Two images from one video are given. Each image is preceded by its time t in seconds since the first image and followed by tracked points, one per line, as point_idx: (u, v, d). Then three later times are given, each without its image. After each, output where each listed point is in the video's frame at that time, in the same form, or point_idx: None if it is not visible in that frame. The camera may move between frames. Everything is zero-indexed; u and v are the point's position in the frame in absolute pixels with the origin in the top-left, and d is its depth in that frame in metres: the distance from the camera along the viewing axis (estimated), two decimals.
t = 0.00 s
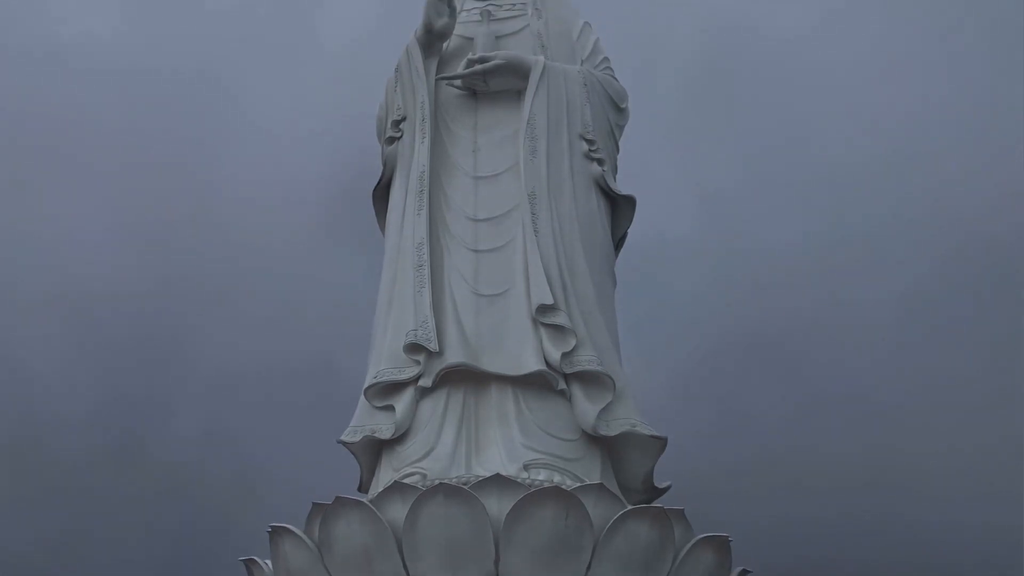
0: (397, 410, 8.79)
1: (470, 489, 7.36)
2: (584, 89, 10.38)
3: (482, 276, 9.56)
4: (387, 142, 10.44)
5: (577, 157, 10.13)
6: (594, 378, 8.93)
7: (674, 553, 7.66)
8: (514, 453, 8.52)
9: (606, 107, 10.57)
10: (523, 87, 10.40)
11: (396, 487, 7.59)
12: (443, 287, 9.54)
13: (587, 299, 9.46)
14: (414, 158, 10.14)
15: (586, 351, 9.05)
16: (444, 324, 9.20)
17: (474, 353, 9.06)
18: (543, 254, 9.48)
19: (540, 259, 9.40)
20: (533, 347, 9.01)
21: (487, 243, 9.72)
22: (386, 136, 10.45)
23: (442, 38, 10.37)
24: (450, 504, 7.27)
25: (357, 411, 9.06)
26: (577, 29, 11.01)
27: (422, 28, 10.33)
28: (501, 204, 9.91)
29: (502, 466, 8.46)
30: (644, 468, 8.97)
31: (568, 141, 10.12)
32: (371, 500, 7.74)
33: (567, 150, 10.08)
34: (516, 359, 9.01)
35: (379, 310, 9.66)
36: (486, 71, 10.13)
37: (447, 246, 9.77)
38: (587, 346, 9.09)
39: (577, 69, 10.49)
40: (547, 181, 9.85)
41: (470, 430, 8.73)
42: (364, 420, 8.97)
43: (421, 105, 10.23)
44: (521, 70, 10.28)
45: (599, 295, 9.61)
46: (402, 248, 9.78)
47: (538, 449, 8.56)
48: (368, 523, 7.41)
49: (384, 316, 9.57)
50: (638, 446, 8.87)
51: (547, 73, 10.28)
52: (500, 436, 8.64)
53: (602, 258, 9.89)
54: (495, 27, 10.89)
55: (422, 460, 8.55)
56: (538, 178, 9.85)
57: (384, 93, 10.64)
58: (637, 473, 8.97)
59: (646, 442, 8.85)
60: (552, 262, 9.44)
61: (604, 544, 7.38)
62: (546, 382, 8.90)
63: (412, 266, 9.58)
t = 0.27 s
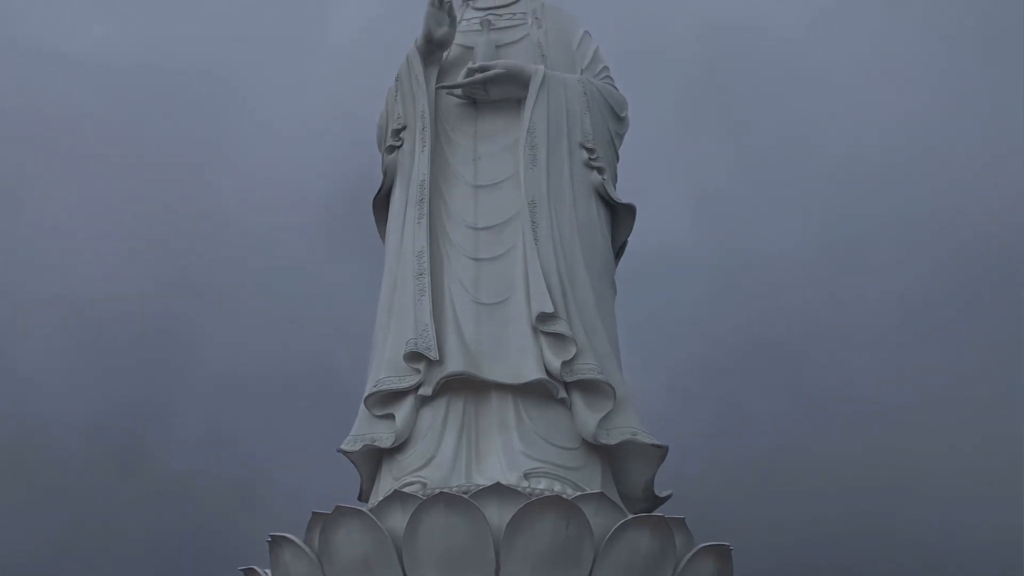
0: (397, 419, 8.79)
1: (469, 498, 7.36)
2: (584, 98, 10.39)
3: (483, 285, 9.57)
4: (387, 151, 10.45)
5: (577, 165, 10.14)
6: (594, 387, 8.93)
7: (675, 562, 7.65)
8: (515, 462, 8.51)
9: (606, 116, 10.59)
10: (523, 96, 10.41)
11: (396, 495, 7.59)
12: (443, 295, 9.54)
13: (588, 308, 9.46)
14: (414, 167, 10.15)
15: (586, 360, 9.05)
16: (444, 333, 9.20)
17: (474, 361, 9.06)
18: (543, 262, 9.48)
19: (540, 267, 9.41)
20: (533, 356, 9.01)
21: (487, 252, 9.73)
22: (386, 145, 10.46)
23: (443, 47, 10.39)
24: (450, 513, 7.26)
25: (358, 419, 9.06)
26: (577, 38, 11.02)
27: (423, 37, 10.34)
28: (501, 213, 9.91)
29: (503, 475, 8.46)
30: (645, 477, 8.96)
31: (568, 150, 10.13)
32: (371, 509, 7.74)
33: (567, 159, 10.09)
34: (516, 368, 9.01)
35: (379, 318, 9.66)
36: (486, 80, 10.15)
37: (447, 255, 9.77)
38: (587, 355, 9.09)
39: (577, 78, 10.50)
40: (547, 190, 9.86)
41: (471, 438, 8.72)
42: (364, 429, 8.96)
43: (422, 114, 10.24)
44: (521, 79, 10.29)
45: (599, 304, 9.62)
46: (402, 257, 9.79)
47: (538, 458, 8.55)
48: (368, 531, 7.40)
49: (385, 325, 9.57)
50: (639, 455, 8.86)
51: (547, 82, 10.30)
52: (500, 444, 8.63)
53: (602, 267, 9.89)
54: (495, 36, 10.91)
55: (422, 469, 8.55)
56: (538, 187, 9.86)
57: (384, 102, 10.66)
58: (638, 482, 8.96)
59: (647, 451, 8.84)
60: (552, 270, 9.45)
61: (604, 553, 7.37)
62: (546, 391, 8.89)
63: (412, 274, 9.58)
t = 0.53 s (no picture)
0: (397, 427, 8.79)
1: (470, 507, 7.35)
2: (584, 107, 10.40)
3: (483, 293, 9.57)
4: (388, 160, 10.46)
5: (577, 174, 10.15)
6: (594, 395, 8.92)
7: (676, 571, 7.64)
8: (515, 471, 8.51)
9: (606, 125, 10.60)
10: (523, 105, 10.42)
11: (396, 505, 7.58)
12: (443, 303, 9.54)
13: (588, 316, 9.45)
14: (414, 175, 10.16)
15: (587, 368, 9.04)
16: (444, 341, 9.20)
17: (474, 370, 9.06)
18: (543, 271, 9.48)
19: (540, 276, 9.41)
20: (533, 364, 9.01)
21: (488, 260, 9.73)
22: (387, 154, 10.47)
23: (443, 56, 10.40)
24: (450, 522, 7.25)
25: (358, 428, 9.05)
26: (577, 47, 11.04)
27: (423, 46, 10.36)
28: (502, 222, 9.92)
29: (503, 483, 8.45)
30: (646, 486, 8.95)
31: (568, 159, 10.14)
32: (371, 518, 7.73)
33: (568, 168, 10.10)
34: (516, 376, 9.00)
35: (380, 327, 9.65)
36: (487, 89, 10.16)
37: (447, 263, 9.77)
38: (587, 363, 9.09)
39: (577, 87, 10.51)
40: (548, 198, 9.87)
41: (471, 447, 8.72)
42: (364, 437, 8.96)
43: (422, 123, 10.25)
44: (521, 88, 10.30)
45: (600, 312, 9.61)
46: (402, 265, 9.79)
47: (539, 467, 8.55)
48: (368, 540, 7.39)
49: (385, 333, 9.57)
50: (640, 463, 8.86)
51: (547, 91, 10.31)
52: (501, 453, 8.63)
53: (603, 275, 9.89)
54: (495, 45, 10.93)
55: (422, 478, 8.54)
56: (538, 195, 9.87)
57: (385, 111, 10.67)
58: (639, 491, 8.95)
59: (648, 459, 8.83)
60: (552, 278, 9.45)
61: (605, 562, 7.36)
62: (547, 399, 8.89)
63: (413, 283, 9.58)
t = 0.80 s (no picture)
0: (398, 436, 8.79)
1: (470, 516, 7.34)
2: (584, 116, 10.42)
3: (483, 301, 9.57)
4: (388, 169, 10.47)
5: (577, 183, 10.16)
6: (595, 404, 8.92)
7: None
8: (516, 480, 8.50)
9: (606, 134, 10.61)
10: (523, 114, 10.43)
11: (396, 514, 7.57)
12: (444, 312, 9.54)
13: (588, 325, 9.45)
14: (415, 184, 10.16)
15: (587, 377, 9.04)
16: (445, 350, 9.20)
17: (475, 378, 9.05)
18: (543, 279, 9.48)
19: (540, 284, 9.41)
20: (534, 373, 9.01)
21: (488, 269, 9.73)
22: (387, 163, 10.48)
23: (443, 65, 10.42)
24: (451, 531, 7.24)
25: (358, 437, 9.05)
26: (577, 56, 11.05)
27: (424, 56, 10.38)
28: (502, 230, 9.92)
29: (504, 493, 8.45)
30: (647, 495, 8.94)
31: (568, 167, 10.15)
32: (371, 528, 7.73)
33: (568, 176, 10.11)
34: (516, 385, 9.00)
35: (380, 335, 9.66)
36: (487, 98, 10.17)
37: (447, 271, 9.78)
38: (588, 372, 9.08)
39: (577, 96, 10.53)
40: (548, 207, 9.87)
41: (471, 456, 8.71)
42: (364, 447, 8.95)
43: (423, 132, 10.27)
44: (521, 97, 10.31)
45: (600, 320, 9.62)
46: (403, 274, 9.79)
47: (539, 476, 8.54)
48: (368, 549, 7.38)
49: (385, 342, 9.57)
50: (641, 472, 8.85)
51: (547, 99, 10.32)
52: (501, 462, 8.62)
53: (603, 284, 9.89)
54: (495, 54, 10.95)
55: (422, 487, 8.54)
56: (538, 204, 9.87)
57: (385, 120, 10.68)
58: (639, 499, 8.95)
59: (648, 468, 8.83)
60: (552, 287, 9.45)
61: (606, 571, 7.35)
62: (547, 408, 8.88)
63: (413, 291, 9.59)
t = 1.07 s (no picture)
0: (398, 445, 8.79)
1: (470, 526, 7.34)
2: (584, 125, 10.43)
3: (484, 310, 9.57)
4: (389, 177, 10.48)
5: (577, 192, 10.16)
6: (596, 413, 8.92)
7: None
8: (516, 489, 8.50)
9: (606, 143, 10.62)
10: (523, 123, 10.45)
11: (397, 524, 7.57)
12: (444, 320, 9.55)
13: (589, 334, 9.45)
14: (415, 192, 10.18)
15: (587, 386, 9.04)
16: (445, 359, 9.20)
17: (475, 387, 9.06)
18: (544, 288, 9.49)
19: (541, 293, 9.41)
20: (534, 381, 9.01)
21: (488, 277, 9.74)
22: (387, 172, 10.49)
23: (444, 74, 10.43)
24: (451, 541, 7.25)
25: (358, 446, 9.04)
26: (577, 65, 11.07)
27: (424, 65, 10.39)
28: (502, 239, 9.93)
29: (504, 502, 8.44)
30: (648, 504, 8.93)
31: (568, 176, 10.16)
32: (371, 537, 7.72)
33: (568, 185, 10.12)
34: (517, 394, 9.01)
35: (380, 344, 9.66)
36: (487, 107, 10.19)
37: (448, 280, 9.78)
38: (588, 380, 9.08)
39: (577, 105, 10.54)
40: (548, 215, 9.88)
41: (472, 465, 8.71)
42: (364, 456, 8.95)
43: (423, 141, 10.29)
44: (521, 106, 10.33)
45: (601, 329, 9.62)
46: (403, 282, 9.80)
47: (540, 485, 8.54)
48: (367, 559, 7.38)
49: (386, 350, 9.57)
50: (641, 481, 8.84)
51: (547, 108, 10.34)
52: (501, 471, 8.62)
53: (603, 292, 9.90)
54: (495, 63, 10.97)
55: (422, 496, 8.54)
56: (539, 213, 9.88)
57: (386, 129, 10.70)
58: (640, 508, 8.94)
59: (650, 477, 8.82)
60: (552, 295, 9.45)
61: None
62: (548, 417, 8.88)
63: (414, 300, 9.59)
